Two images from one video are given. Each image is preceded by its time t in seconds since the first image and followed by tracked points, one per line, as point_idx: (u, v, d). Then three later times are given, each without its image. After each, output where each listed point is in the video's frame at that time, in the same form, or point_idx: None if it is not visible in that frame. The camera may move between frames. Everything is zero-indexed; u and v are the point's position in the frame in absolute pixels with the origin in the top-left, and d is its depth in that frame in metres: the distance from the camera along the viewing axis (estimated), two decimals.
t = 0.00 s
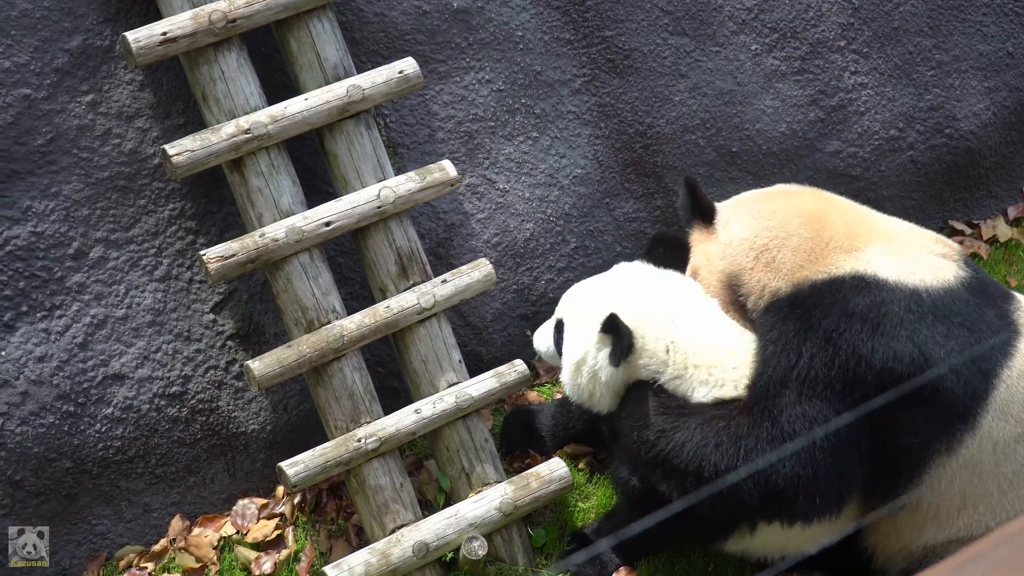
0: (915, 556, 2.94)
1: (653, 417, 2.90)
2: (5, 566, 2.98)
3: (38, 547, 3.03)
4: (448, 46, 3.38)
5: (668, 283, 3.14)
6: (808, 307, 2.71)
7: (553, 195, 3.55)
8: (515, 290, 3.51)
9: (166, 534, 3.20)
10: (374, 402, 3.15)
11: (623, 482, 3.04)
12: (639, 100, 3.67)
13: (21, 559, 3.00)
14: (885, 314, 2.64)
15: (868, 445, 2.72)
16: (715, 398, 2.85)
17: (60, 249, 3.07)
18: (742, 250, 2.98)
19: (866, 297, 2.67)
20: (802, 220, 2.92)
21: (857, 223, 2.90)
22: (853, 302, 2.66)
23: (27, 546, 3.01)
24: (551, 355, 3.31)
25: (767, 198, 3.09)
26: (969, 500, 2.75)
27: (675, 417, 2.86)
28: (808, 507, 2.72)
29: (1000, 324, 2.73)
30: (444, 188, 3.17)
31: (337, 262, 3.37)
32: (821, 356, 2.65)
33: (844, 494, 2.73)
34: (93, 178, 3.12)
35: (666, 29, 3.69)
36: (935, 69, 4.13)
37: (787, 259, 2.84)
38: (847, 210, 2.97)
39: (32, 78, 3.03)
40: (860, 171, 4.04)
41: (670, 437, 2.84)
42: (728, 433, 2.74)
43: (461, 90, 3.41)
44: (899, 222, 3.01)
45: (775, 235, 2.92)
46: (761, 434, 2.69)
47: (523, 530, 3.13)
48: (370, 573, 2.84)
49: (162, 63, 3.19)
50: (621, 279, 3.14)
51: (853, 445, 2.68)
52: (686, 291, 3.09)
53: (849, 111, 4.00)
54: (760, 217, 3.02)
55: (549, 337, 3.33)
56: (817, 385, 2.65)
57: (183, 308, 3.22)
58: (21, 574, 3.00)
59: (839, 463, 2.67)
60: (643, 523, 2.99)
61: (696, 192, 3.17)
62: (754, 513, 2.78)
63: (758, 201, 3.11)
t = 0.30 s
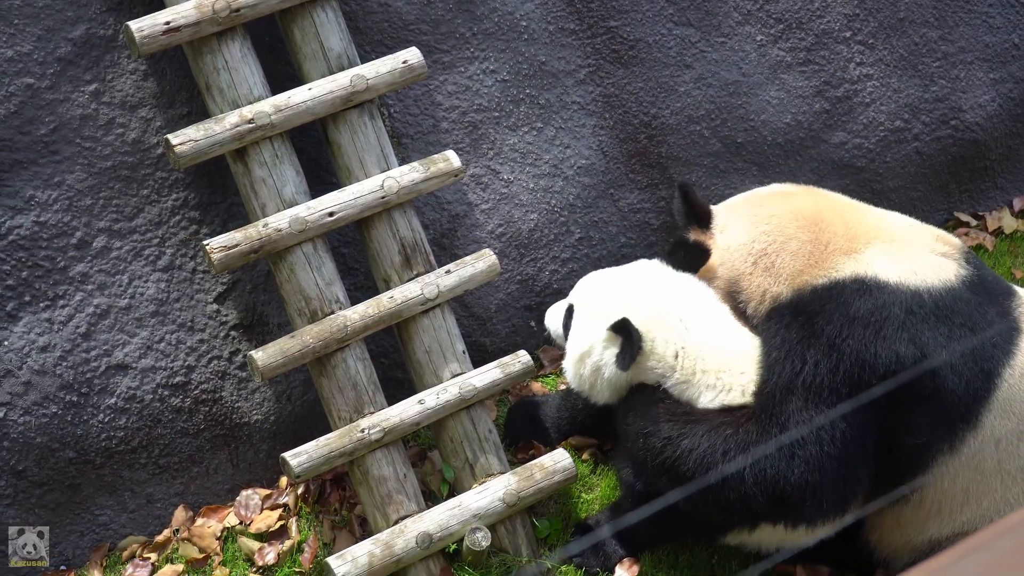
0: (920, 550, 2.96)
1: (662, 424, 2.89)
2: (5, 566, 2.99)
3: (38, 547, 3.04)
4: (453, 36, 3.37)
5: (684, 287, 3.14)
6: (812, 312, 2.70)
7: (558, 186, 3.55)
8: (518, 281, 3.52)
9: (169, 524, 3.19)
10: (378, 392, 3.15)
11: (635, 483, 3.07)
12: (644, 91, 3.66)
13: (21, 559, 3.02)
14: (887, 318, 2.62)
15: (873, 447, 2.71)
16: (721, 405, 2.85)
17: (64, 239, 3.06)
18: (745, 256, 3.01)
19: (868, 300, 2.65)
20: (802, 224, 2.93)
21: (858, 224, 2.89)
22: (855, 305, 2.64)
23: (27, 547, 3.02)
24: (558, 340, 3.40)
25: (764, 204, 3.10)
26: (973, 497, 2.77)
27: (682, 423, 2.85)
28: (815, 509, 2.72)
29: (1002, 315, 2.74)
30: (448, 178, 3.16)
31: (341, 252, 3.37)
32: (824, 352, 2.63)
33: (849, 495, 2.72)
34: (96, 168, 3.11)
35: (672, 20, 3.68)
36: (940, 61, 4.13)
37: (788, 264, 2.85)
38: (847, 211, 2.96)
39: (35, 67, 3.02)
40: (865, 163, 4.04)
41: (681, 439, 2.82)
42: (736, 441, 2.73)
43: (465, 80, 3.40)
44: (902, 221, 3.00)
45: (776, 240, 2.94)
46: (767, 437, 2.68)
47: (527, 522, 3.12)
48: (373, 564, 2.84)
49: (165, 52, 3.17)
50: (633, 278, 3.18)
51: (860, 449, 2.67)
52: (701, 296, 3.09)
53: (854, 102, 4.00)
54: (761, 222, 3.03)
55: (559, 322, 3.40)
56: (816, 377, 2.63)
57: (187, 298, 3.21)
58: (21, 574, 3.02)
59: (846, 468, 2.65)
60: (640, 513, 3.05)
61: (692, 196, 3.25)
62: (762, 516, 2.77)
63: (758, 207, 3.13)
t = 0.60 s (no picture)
0: (921, 545, 2.96)
1: (659, 402, 2.87)
2: (6, 566, 2.97)
3: (38, 547, 3.03)
4: (457, 28, 3.37)
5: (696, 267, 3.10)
6: (816, 306, 2.71)
7: (562, 178, 3.56)
8: (523, 273, 3.52)
9: (173, 517, 3.19)
10: (382, 383, 3.15)
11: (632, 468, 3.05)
12: (648, 82, 3.66)
13: (21, 559, 2.99)
14: (892, 315, 2.62)
15: (874, 442, 2.72)
16: (721, 388, 2.83)
17: (68, 231, 3.06)
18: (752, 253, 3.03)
19: (874, 298, 2.65)
20: (809, 221, 2.94)
21: (865, 221, 2.90)
22: (860, 303, 2.65)
23: (27, 547, 3.01)
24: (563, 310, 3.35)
25: (773, 201, 3.12)
26: (978, 492, 2.78)
27: (678, 405, 2.84)
28: (813, 501, 2.72)
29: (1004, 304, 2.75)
30: (452, 170, 3.16)
31: (346, 244, 3.37)
32: (826, 345, 2.63)
33: (847, 488, 2.74)
34: (100, 160, 3.11)
35: (676, 11, 3.68)
36: (944, 52, 4.13)
37: (794, 261, 2.87)
38: (854, 208, 2.97)
39: (39, 59, 3.02)
40: (870, 154, 4.05)
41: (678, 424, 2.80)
42: (732, 427, 2.71)
43: (469, 72, 3.40)
44: (912, 216, 2.99)
45: (783, 237, 2.96)
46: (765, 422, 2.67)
47: (531, 514, 3.12)
48: (378, 556, 2.84)
49: (169, 44, 3.17)
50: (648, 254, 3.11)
51: (861, 443, 2.67)
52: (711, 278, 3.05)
53: (859, 94, 4.01)
54: (768, 220, 3.06)
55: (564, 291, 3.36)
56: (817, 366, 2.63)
57: (191, 290, 3.21)
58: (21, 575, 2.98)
59: (844, 461, 2.66)
60: (644, 501, 3.01)
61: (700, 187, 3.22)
62: (753, 506, 2.77)
63: (767, 202, 3.14)
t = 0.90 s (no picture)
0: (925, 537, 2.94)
1: (669, 379, 2.86)
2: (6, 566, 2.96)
3: (38, 547, 3.02)
4: (457, 19, 3.36)
5: (716, 247, 3.01)
6: (827, 296, 2.70)
7: (562, 169, 3.56)
8: (522, 265, 3.53)
9: (173, 509, 3.19)
10: (382, 375, 3.14)
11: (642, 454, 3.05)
12: (648, 74, 3.66)
13: (21, 559, 2.98)
14: (903, 309, 2.61)
15: (881, 432, 2.72)
16: (734, 369, 2.80)
17: (67, 223, 3.05)
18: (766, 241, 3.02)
19: (886, 291, 2.65)
20: (825, 211, 2.93)
21: (882, 213, 2.89)
22: (871, 294, 2.64)
23: (27, 546, 3.00)
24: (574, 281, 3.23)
25: (791, 190, 3.11)
26: (982, 484, 2.77)
27: (687, 384, 2.82)
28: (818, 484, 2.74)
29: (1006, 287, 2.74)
30: (451, 162, 3.15)
31: (345, 236, 3.37)
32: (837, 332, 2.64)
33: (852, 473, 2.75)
34: (99, 152, 3.10)
35: (676, 3, 3.67)
36: (944, 43, 4.14)
37: (809, 249, 2.86)
38: (872, 200, 2.96)
39: (37, 51, 3.01)
40: (870, 145, 4.06)
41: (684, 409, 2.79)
42: (738, 409, 2.70)
43: (469, 63, 3.40)
44: (931, 210, 2.97)
45: (798, 226, 2.95)
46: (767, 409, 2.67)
47: (531, 505, 3.12)
48: (379, 548, 2.84)
49: (168, 36, 3.17)
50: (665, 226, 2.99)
51: (866, 432, 2.67)
52: (730, 260, 2.98)
53: (858, 85, 4.01)
54: (784, 209, 3.05)
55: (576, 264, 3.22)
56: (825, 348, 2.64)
57: (191, 282, 3.21)
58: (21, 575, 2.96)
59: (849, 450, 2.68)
60: (645, 487, 3.02)
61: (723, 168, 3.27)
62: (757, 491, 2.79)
63: (785, 191, 3.13)
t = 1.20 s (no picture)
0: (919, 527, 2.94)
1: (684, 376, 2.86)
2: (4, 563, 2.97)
3: (38, 547, 3.02)
4: (452, 14, 3.36)
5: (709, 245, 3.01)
6: (833, 286, 2.71)
7: (558, 164, 3.56)
8: (518, 259, 3.53)
9: (169, 505, 3.19)
10: (378, 370, 3.14)
11: (647, 442, 3.07)
12: (644, 68, 3.66)
13: (21, 559, 2.98)
14: (910, 298, 2.63)
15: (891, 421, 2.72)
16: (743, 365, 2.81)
17: (62, 219, 3.05)
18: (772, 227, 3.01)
19: (893, 278, 2.66)
20: (832, 198, 2.93)
21: (889, 201, 2.88)
22: (877, 283, 2.65)
23: (27, 546, 3.00)
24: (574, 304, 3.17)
25: (798, 176, 3.10)
26: (977, 473, 2.77)
27: (693, 377, 2.84)
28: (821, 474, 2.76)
29: (1006, 277, 2.74)
30: (447, 156, 3.15)
31: (341, 231, 3.37)
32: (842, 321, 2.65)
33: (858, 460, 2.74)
34: (95, 147, 3.10)
35: None
36: (940, 37, 4.14)
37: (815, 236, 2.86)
38: (880, 188, 2.95)
39: (33, 47, 3.01)
40: (865, 139, 4.07)
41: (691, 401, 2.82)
42: (751, 402, 2.71)
43: (464, 58, 3.40)
44: (938, 199, 2.96)
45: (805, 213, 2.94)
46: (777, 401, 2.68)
47: (528, 500, 3.11)
48: (375, 542, 2.84)
49: (164, 31, 3.16)
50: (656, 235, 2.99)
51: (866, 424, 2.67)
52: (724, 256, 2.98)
53: (854, 79, 4.02)
54: (791, 195, 3.04)
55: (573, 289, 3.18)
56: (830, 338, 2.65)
57: (186, 278, 3.21)
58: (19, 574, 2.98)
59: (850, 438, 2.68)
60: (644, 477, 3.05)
61: (725, 158, 3.24)
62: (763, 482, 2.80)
63: (792, 177, 3.12)
